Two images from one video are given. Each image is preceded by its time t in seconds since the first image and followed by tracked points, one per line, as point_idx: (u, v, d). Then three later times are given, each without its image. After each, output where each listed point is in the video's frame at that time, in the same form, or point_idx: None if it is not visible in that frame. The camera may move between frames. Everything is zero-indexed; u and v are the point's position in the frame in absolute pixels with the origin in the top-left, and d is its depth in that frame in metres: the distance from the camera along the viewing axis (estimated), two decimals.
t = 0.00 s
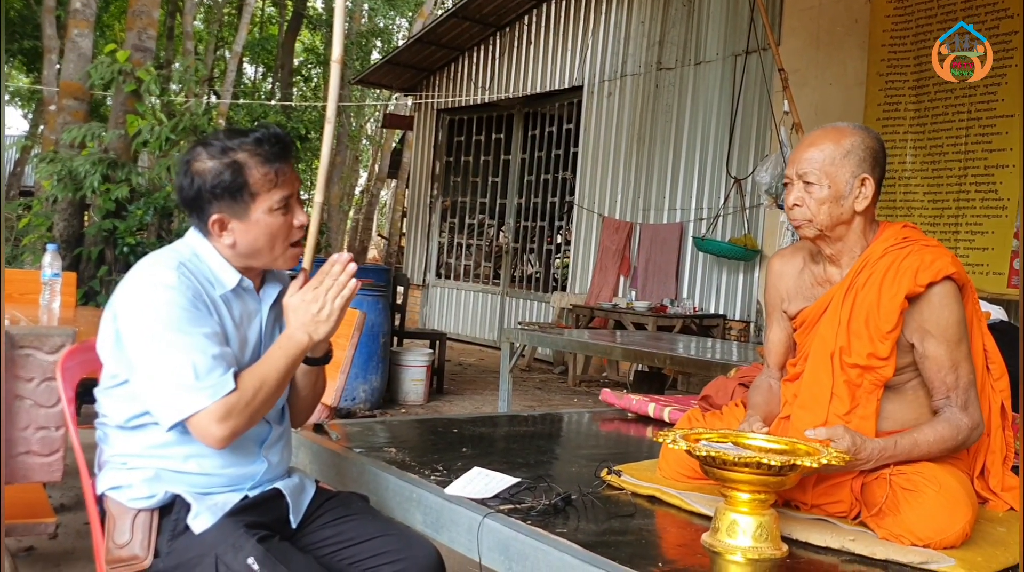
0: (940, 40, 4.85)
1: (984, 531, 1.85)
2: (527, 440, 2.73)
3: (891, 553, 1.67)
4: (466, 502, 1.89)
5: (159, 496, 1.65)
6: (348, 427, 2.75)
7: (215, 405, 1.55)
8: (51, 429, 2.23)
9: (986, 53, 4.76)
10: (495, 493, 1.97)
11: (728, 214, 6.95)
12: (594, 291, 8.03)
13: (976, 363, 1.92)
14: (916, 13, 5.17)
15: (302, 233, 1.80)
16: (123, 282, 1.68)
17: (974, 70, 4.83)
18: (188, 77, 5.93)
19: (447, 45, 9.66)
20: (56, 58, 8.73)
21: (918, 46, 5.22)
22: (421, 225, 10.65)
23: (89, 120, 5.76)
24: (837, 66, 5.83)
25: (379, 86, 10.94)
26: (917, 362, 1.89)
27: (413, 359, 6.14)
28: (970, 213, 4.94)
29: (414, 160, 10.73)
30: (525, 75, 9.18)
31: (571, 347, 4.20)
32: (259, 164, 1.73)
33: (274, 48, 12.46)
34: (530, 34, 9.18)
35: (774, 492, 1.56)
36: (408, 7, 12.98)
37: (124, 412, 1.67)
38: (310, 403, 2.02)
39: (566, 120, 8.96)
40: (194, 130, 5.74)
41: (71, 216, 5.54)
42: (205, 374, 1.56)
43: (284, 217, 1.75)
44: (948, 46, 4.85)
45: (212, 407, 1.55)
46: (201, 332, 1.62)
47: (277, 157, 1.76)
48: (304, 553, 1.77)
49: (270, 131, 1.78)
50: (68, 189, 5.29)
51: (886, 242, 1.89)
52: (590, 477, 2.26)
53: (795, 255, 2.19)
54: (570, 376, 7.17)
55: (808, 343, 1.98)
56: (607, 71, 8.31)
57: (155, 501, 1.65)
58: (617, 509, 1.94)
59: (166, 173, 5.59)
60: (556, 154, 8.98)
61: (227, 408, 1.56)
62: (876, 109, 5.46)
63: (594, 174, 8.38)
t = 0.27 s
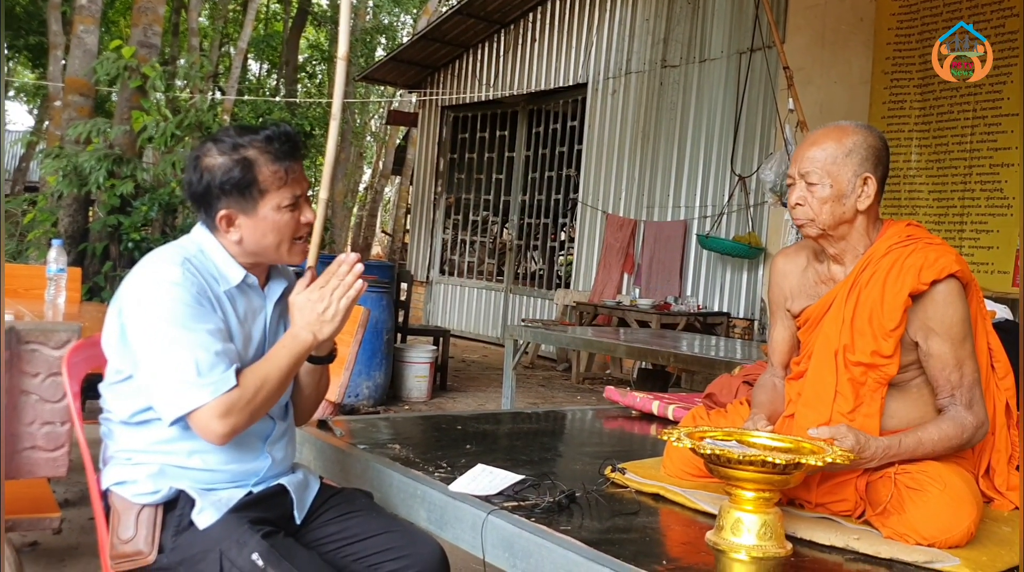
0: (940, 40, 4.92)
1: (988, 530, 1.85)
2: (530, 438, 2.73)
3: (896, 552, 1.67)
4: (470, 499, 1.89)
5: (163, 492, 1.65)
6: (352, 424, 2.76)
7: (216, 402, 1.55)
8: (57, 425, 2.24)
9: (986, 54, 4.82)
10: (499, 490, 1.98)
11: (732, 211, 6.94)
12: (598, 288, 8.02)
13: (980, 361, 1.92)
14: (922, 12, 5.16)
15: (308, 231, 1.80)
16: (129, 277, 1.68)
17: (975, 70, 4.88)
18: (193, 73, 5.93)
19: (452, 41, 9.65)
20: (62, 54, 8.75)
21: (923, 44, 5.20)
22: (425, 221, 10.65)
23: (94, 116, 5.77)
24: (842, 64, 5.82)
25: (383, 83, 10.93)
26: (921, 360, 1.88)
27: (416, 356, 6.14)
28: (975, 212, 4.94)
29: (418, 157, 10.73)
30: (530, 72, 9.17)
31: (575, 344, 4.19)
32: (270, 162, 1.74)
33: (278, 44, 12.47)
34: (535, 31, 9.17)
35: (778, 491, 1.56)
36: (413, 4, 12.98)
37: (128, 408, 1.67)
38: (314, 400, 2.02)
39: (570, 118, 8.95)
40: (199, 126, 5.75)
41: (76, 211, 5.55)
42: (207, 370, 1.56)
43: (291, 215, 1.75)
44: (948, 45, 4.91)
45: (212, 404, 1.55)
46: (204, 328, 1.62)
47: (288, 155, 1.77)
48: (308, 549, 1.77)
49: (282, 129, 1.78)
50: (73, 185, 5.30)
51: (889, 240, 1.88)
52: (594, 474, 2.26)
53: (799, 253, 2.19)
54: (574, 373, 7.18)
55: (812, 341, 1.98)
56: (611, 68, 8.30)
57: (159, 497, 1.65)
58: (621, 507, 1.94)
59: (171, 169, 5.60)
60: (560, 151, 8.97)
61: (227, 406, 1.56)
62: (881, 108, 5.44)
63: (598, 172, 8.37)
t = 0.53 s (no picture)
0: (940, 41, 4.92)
1: (990, 530, 1.84)
2: (532, 437, 2.73)
3: (898, 552, 1.67)
4: (472, 498, 1.89)
5: (164, 491, 1.65)
6: (353, 423, 2.75)
7: (209, 400, 1.55)
8: (58, 424, 2.25)
9: (986, 54, 4.76)
10: (501, 490, 1.97)
11: (733, 211, 6.93)
12: (599, 288, 8.02)
13: (979, 361, 1.91)
14: (924, 12, 5.16)
15: (304, 227, 1.79)
16: (125, 274, 1.69)
17: (975, 70, 4.85)
18: (195, 73, 5.94)
19: (454, 41, 9.65)
20: (64, 53, 8.76)
21: (925, 45, 5.21)
22: (426, 221, 10.65)
23: (96, 115, 5.78)
24: (844, 63, 5.81)
25: (385, 82, 10.93)
26: (920, 362, 1.88)
27: (418, 355, 6.14)
28: (977, 212, 4.93)
29: (420, 157, 10.73)
30: (532, 72, 9.16)
31: (576, 344, 4.19)
32: (264, 157, 1.74)
33: (280, 44, 12.47)
34: (537, 30, 9.16)
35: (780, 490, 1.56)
36: (415, 4, 12.97)
37: (126, 407, 1.68)
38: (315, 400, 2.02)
39: (572, 117, 8.95)
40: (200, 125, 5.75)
41: (78, 211, 5.55)
42: (200, 368, 1.56)
43: (286, 210, 1.75)
44: (949, 46, 4.89)
45: (205, 402, 1.55)
46: (199, 326, 1.62)
47: (282, 150, 1.77)
48: (309, 549, 1.77)
49: (277, 125, 1.78)
50: (75, 184, 5.31)
51: (888, 241, 1.88)
52: (595, 474, 2.26)
53: (799, 254, 2.20)
54: (575, 373, 7.17)
55: (811, 342, 1.98)
56: (613, 68, 8.29)
57: (160, 496, 1.65)
58: (622, 507, 1.94)
59: (173, 169, 5.60)
60: (562, 151, 8.97)
61: (221, 403, 1.56)
62: (883, 108, 5.44)
63: (600, 172, 8.36)
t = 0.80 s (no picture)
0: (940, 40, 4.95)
1: (993, 529, 1.83)
2: (533, 436, 2.72)
3: (900, 550, 1.66)
4: (474, 498, 1.88)
5: (165, 491, 1.65)
6: (355, 422, 2.75)
7: (200, 399, 1.55)
8: (60, 425, 2.25)
9: (985, 54, 4.78)
10: (503, 489, 1.97)
11: (735, 210, 6.92)
12: (601, 287, 8.01)
13: (977, 359, 1.91)
14: (924, 10, 5.16)
15: (297, 223, 1.79)
16: (123, 275, 1.69)
17: (974, 71, 4.86)
18: (196, 73, 5.93)
19: (455, 41, 9.64)
20: (65, 53, 8.76)
21: (925, 43, 5.22)
22: (428, 221, 10.65)
23: (97, 115, 5.78)
24: (845, 61, 5.79)
25: (386, 82, 10.93)
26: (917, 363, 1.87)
27: (419, 355, 6.14)
28: (978, 210, 4.91)
29: (421, 156, 10.72)
30: (533, 71, 9.15)
31: (578, 343, 4.18)
32: (253, 153, 1.74)
33: (281, 44, 12.48)
34: (538, 30, 9.16)
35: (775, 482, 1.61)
36: (416, 4, 12.97)
37: (124, 407, 1.68)
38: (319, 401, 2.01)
39: (573, 117, 8.95)
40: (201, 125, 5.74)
41: (79, 211, 5.55)
42: (194, 366, 1.56)
43: (278, 206, 1.75)
44: (949, 46, 4.92)
45: (197, 401, 1.55)
46: (194, 325, 1.61)
47: (272, 146, 1.76)
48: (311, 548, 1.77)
49: (267, 122, 1.78)
50: (76, 184, 5.31)
51: (882, 243, 1.88)
52: (597, 473, 2.25)
53: (796, 254, 2.18)
54: (577, 372, 7.17)
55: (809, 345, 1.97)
56: (614, 67, 8.29)
57: (161, 496, 1.65)
58: (624, 505, 1.94)
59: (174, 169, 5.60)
60: (563, 150, 8.97)
61: (211, 401, 1.55)
62: (884, 106, 5.43)
63: (601, 171, 8.36)
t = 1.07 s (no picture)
0: (941, 40, 4.99)
1: (994, 530, 1.83)
2: (534, 436, 2.72)
3: (900, 551, 1.66)
4: (475, 498, 1.88)
5: (167, 490, 1.65)
6: (356, 422, 2.75)
7: (205, 398, 1.55)
8: (60, 424, 2.25)
9: (986, 53, 4.81)
10: (504, 489, 1.97)
11: (736, 210, 6.92)
12: (602, 287, 8.01)
13: (972, 360, 1.91)
14: (926, 10, 5.16)
15: (300, 224, 1.79)
16: (125, 275, 1.69)
17: (974, 70, 4.88)
18: (197, 72, 5.93)
19: (456, 41, 9.64)
20: (66, 53, 8.76)
21: (927, 44, 5.23)
22: (429, 221, 10.64)
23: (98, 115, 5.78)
24: (846, 62, 5.79)
25: (387, 82, 10.93)
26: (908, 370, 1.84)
27: (420, 354, 6.14)
28: (979, 211, 4.91)
29: (422, 156, 10.72)
30: (534, 72, 9.16)
31: (579, 343, 4.18)
32: (257, 154, 1.73)
33: (283, 44, 12.47)
34: (539, 30, 9.16)
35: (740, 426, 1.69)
36: (417, 4, 12.96)
37: (126, 406, 1.68)
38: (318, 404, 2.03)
39: (574, 117, 8.95)
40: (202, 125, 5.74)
41: (80, 211, 5.56)
42: (198, 364, 1.56)
43: (281, 207, 1.75)
44: (949, 45, 4.97)
45: (201, 399, 1.55)
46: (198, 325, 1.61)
47: (276, 148, 1.76)
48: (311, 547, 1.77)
49: (271, 123, 1.78)
50: (77, 184, 5.31)
51: (876, 251, 1.87)
52: (598, 473, 2.25)
53: (792, 258, 2.19)
54: (578, 372, 7.16)
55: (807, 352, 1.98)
56: (615, 67, 8.28)
57: (162, 495, 1.65)
58: (625, 506, 1.93)
59: (175, 168, 5.59)
60: (564, 150, 8.96)
61: (215, 400, 1.55)
62: (886, 107, 5.44)
63: (602, 172, 8.36)
